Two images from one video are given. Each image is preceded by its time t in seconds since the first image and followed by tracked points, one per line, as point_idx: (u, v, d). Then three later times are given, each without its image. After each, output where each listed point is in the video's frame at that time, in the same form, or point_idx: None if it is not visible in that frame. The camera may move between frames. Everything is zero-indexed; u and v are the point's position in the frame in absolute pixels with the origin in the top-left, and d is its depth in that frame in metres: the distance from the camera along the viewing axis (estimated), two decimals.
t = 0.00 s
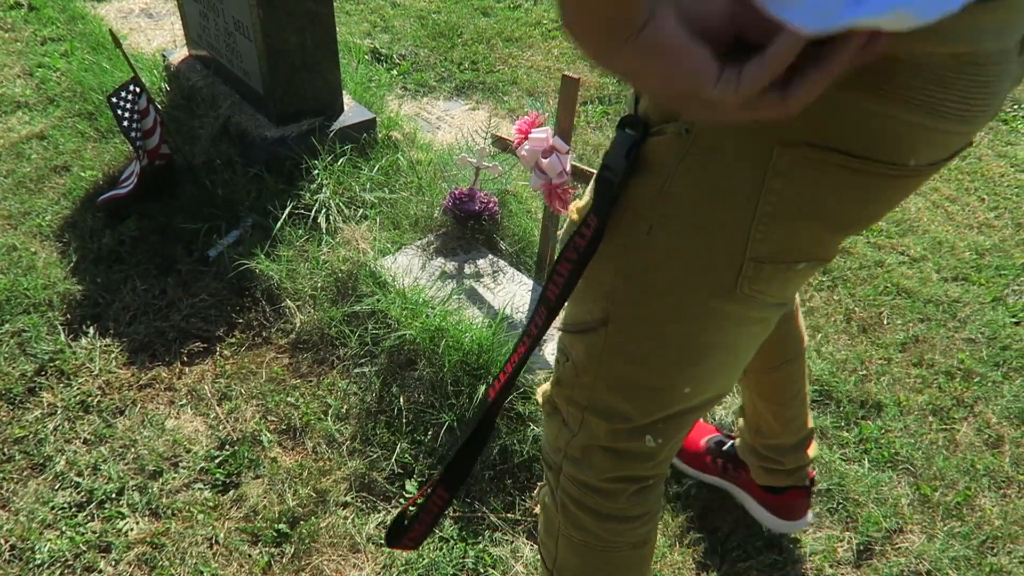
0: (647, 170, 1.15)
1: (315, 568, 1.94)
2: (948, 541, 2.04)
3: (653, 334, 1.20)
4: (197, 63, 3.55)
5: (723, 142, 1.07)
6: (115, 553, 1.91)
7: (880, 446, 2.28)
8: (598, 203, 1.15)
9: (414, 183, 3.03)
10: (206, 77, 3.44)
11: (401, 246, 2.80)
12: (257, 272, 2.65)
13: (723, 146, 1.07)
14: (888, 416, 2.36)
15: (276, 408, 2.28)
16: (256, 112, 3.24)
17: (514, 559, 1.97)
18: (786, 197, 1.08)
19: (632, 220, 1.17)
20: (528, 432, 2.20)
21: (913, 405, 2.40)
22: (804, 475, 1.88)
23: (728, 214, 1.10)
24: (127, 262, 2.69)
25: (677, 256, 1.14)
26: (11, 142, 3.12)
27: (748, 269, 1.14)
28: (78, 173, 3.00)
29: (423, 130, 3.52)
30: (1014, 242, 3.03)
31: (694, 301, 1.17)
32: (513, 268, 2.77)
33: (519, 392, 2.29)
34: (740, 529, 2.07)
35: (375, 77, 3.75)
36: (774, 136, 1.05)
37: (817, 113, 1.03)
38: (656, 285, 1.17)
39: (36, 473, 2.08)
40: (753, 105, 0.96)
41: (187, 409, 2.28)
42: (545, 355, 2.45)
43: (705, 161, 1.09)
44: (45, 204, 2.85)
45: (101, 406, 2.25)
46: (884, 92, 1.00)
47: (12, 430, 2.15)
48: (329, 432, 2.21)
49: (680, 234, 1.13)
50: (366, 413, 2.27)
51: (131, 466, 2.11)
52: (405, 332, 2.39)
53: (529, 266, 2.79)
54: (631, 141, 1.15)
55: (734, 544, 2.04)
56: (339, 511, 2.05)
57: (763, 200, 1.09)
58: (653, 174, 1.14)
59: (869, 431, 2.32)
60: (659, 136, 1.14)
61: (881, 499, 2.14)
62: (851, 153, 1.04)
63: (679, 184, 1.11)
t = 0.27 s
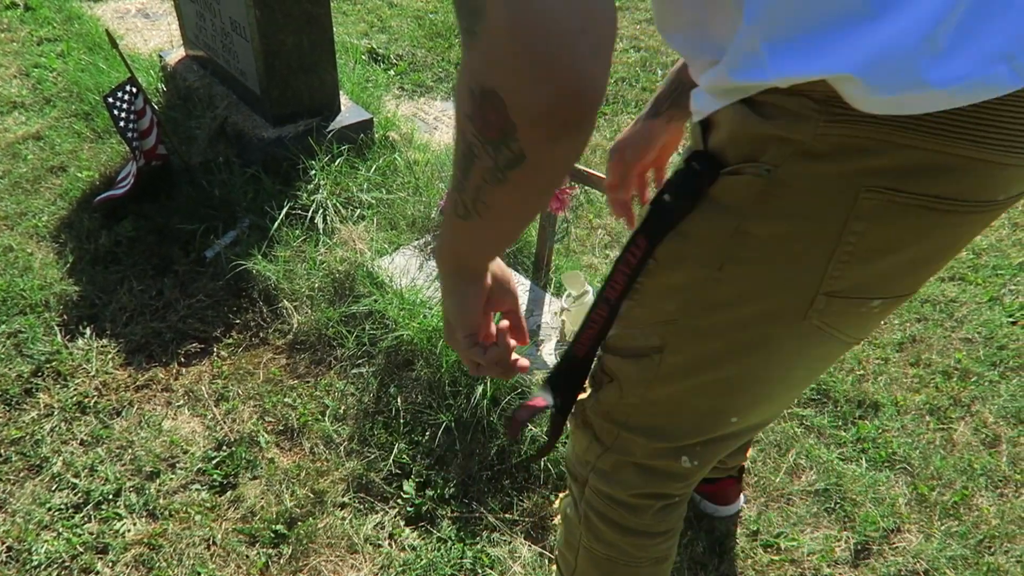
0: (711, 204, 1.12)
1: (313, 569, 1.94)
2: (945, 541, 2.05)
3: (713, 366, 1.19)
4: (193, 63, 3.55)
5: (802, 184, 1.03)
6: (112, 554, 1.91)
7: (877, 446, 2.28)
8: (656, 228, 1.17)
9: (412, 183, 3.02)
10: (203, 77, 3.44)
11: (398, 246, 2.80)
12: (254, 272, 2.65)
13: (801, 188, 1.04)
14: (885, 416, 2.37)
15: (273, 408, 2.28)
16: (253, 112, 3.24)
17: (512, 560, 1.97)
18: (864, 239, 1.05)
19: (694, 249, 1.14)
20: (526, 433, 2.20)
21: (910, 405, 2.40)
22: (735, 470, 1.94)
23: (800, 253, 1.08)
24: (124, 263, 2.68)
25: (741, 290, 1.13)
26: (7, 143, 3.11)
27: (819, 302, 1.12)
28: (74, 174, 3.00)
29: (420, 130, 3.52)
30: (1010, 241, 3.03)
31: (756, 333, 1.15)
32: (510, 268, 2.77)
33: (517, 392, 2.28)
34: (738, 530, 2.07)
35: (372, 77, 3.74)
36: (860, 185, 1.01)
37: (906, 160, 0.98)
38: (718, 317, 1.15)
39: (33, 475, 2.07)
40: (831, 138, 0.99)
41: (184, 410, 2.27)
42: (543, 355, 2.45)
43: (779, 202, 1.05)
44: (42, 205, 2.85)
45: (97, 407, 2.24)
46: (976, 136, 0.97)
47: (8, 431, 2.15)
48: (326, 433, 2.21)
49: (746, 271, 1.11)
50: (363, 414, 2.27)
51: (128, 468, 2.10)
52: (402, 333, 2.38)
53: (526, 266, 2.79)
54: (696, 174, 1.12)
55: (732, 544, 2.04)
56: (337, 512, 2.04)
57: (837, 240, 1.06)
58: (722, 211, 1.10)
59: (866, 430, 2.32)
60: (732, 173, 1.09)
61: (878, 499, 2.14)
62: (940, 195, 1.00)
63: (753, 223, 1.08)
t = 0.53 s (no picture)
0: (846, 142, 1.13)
1: (311, 568, 1.93)
2: (943, 541, 2.05)
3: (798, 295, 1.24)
4: (192, 63, 3.54)
5: (940, 133, 1.09)
6: (110, 553, 1.91)
7: (876, 446, 2.28)
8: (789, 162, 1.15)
9: (411, 183, 3.02)
10: (201, 77, 3.44)
11: (397, 246, 2.79)
12: (253, 272, 2.64)
13: (937, 138, 1.09)
14: (883, 416, 2.37)
15: (271, 408, 2.27)
16: (252, 112, 3.24)
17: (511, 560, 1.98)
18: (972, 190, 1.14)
19: (820, 185, 1.15)
20: (526, 433, 2.20)
21: (908, 406, 2.41)
22: (739, 466, 1.97)
23: (918, 198, 1.14)
24: (122, 262, 2.68)
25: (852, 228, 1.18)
26: (6, 141, 3.11)
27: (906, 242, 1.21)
28: (73, 172, 2.99)
29: (419, 130, 3.52)
30: (1009, 242, 3.04)
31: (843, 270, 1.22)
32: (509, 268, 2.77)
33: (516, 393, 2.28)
34: (736, 530, 2.07)
35: (371, 77, 3.74)
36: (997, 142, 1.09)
37: None
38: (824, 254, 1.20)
39: (30, 474, 2.07)
40: (980, 98, 1.06)
41: (183, 409, 2.27)
42: (541, 355, 2.44)
43: (914, 149, 1.10)
44: (40, 203, 2.84)
45: (95, 406, 2.24)
46: None
47: (6, 430, 2.14)
48: (325, 433, 2.21)
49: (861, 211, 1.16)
50: (362, 413, 2.27)
51: (126, 467, 2.10)
52: (401, 333, 2.38)
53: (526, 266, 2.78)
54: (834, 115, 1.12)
55: (731, 544, 2.04)
56: (336, 512, 2.04)
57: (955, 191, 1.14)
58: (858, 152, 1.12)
59: (865, 431, 2.32)
60: (869, 115, 1.11)
61: (877, 499, 2.15)
62: None
63: (888, 166, 1.12)
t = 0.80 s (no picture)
0: (903, 160, 1.15)
1: (309, 568, 1.94)
2: (940, 544, 2.06)
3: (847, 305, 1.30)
4: (192, 60, 3.54)
5: (988, 140, 1.14)
6: (108, 552, 1.91)
7: (874, 449, 2.29)
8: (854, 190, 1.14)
9: (410, 183, 3.02)
10: (201, 74, 3.43)
11: (396, 246, 2.79)
12: (252, 270, 2.64)
13: (986, 145, 1.15)
14: (881, 420, 2.38)
15: (270, 407, 2.27)
16: (252, 110, 3.23)
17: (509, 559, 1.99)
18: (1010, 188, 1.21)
19: (879, 201, 1.17)
20: (523, 433, 2.19)
21: (906, 409, 2.41)
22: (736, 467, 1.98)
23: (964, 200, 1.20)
24: (121, 259, 2.68)
25: (903, 233, 1.22)
26: (5, 138, 3.10)
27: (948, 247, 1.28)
28: (72, 170, 2.99)
29: (419, 129, 3.52)
30: (1007, 246, 3.04)
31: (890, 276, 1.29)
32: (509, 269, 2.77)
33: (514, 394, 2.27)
34: (734, 532, 2.08)
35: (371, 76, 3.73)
36: None
37: None
38: (877, 259, 1.24)
39: (28, 471, 2.07)
40: None
41: (181, 408, 2.27)
42: (539, 356, 2.44)
43: (965, 158, 1.15)
44: (39, 200, 2.84)
45: (94, 404, 2.24)
46: None
47: (4, 427, 2.14)
48: (323, 432, 2.21)
49: (912, 222, 1.21)
50: (361, 413, 2.27)
51: (124, 465, 2.10)
52: (400, 333, 2.38)
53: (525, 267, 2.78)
54: (890, 136, 1.12)
55: (728, 545, 2.05)
56: (334, 511, 2.04)
57: (995, 191, 1.21)
58: (916, 167, 1.15)
59: (863, 433, 2.33)
60: (920, 134, 1.13)
61: (874, 502, 2.15)
62: None
63: (943, 177, 1.16)
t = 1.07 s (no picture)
0: (897, 203, 1.20)
1: (306, 571, 1.93)
2: (937, 551, 2.06)
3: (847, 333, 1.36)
4: (192, 62, 3.54)
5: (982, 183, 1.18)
6: (104, 554, 1.91)
7: (871, 455, 2.29)
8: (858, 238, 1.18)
9: (410, 186, 3.02)
10: (201, 76, 3.43)
11: (395, 249, 2.79)
12: (251, 272, 2.63)
13: (980, 187, 1.19)
14: (879, 426, 2.38)
15: (268, 409, 2.27)
16: (252, 112, 3.23)
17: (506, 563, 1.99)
18: (1006, 228, 1.25)
19: (874, 240, 1.23)
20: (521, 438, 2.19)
21: (903, 415, 2.42)
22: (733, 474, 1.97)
23: (959, 240, 1.24)
24: (119, 260, 2.67)
25: (897, 269, 1.27)
26: (4, 138, 3.10)
27: (951, 279, 1.33)
28: (71, 170, 2.98)
29: (419, 132, 3.52)
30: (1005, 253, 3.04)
31: (891, 306, 1.34)
32: (508, 272, 2.77)
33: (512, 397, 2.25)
34: (732, 538, 2.08)
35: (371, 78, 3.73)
36: None
37: None
38: (871, 292, 1.29)
39: (25, 473, 2.06)
40: (1022, 149, 1.16)
41: (178, 410, 2.26)
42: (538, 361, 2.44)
43: (960, 200, 1.20)
44: (38, 201, 2.84)
45: (91, 405, 2.23)
46: None
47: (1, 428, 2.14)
48: (321, 435, 2.21)
49: (912, 260, 1.26)
50: (359, 416, 2.26)
51: (121, 467, 2.09)
52: (399, 336, 2.38)
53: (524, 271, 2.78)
54: (885, 179, 1.17)
55: (726, 551, 2.05)
56: (331, 514, 2.04)
57: (989, 232, 1.24)
58: (911, 210, 1.20)
59: (860, 439, 2.33)
60: (915, 176, 1.18)
61: (871, 508, 2.15)
62: None
63: (937, 219, 1.21)
